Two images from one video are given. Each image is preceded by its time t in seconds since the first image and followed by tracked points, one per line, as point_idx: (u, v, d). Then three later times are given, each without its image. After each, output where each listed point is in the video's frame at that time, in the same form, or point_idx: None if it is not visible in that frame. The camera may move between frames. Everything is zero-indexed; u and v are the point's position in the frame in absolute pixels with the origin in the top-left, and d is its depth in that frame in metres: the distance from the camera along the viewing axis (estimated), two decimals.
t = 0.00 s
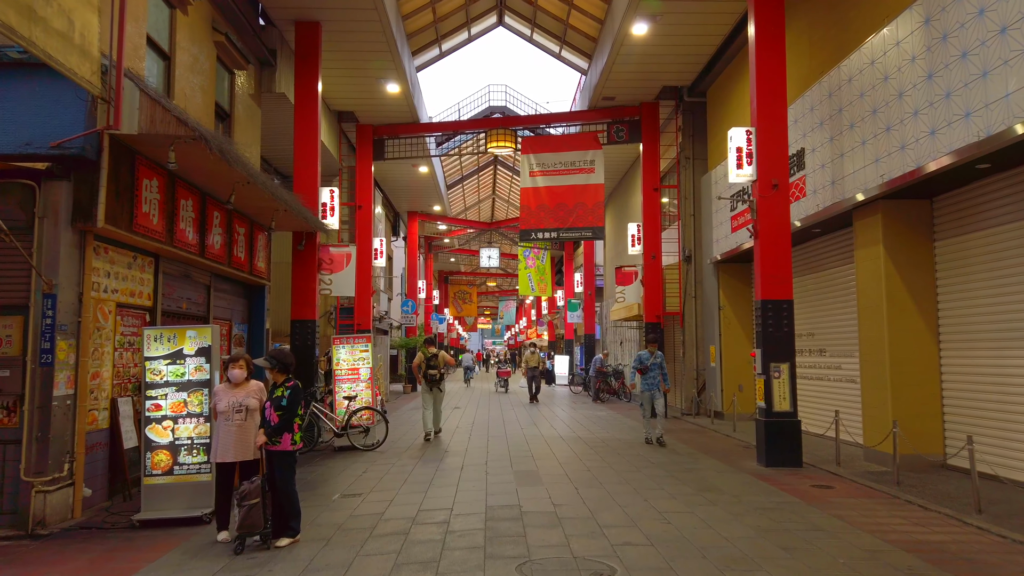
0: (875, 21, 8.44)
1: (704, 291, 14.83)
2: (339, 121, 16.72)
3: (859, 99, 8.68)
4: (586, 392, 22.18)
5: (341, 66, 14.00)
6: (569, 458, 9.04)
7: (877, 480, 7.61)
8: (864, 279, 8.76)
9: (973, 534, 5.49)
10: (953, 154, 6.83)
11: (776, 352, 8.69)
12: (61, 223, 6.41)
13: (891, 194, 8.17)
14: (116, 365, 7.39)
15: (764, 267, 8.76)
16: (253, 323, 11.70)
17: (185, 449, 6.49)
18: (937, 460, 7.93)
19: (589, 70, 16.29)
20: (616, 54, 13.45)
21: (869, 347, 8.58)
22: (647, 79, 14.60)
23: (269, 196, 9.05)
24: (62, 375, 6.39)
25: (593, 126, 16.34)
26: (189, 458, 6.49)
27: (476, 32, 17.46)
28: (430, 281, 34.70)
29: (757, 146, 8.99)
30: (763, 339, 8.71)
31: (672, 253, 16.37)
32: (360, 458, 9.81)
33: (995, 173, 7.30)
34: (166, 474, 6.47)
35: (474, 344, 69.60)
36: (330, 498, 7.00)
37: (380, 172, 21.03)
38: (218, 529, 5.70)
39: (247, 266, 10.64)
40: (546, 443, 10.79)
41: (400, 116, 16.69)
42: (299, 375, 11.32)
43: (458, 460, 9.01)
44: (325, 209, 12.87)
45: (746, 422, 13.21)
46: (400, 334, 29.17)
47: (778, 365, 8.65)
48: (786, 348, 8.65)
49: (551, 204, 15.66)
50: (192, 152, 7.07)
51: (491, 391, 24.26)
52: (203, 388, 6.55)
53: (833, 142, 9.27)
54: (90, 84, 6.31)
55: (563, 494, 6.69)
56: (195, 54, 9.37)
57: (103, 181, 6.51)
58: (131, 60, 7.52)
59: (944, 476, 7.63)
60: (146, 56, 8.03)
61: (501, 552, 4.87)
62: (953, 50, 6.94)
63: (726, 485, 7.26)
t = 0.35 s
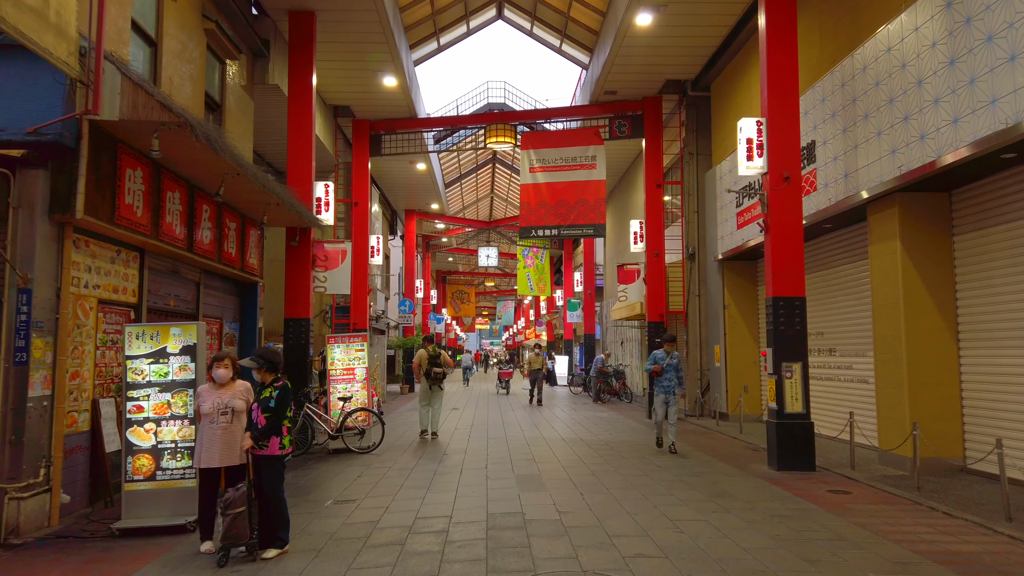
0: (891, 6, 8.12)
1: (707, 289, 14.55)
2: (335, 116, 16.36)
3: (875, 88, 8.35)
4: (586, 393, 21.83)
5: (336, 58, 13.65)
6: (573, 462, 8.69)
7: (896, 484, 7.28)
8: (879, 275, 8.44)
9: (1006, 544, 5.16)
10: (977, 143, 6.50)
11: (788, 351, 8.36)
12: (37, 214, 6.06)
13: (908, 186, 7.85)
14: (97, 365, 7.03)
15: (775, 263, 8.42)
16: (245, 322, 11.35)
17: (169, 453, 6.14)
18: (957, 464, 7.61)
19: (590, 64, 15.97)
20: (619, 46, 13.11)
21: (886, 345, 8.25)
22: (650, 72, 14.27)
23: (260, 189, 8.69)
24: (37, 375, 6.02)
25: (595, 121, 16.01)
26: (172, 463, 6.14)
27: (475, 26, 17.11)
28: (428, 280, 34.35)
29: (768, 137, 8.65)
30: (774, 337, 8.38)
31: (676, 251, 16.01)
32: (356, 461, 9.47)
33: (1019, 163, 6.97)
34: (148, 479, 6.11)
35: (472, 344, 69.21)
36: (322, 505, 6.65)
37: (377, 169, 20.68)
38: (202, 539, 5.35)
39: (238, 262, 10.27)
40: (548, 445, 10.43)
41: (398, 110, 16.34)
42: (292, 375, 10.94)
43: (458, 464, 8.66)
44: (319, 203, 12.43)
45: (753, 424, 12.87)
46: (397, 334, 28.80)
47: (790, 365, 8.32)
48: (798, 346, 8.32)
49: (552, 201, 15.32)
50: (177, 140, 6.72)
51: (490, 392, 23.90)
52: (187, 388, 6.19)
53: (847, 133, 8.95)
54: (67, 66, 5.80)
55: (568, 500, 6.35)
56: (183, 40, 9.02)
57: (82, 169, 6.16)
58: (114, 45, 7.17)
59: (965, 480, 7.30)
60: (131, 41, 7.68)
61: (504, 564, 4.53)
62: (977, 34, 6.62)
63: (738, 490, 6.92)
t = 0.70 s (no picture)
0: None
1: (712, 288, 14.17)
2: (331, 111, 15.99)
3: (892, 78, 8.01)
4: (586, 393, 21.50)
5: (331, 51, 13.28)
6: (577, 467, 8.33)
7: (918, 492, 6.93)
8: (895, 272, 8.09)
9: None
10: (1004, 133, 6.16)
11: (802, 352, 8.01)
12: (9, 208, 5.67)
13: (928, 179, 7.50)
14: (75, 368, 6.63)
15: (788, 260, 8.07)
16: (236, 322, 10.97)
17: (150, 462, 5.76)
18: (980, 470, 7.27)
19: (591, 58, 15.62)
20: (622, 38, 12.76)
21: (904, 345, 7.90)
22: (653, 66, 13.93)
23: (250, 182, 8.32)
24: (8, 379, 5.63)
25: (596, 116, 15.66)
26: (154, 473, 5.76)
27: (473, 20, 16.76)
28: (426, 279, 33.95)
29: (779, 129, 8.30)
30: (787, 337, 8.02)
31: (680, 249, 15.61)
32: (351, 466, 9.12)
33: None
34: (127, 490, 5.73)
35: (469, 345, 68.79)
36: (313, 516, 6.26)
37: (374, 166, 20.30)
38: (183, 555, 4.97)
39: (228, 260, 9.89)
40: (550, 449, 10.07)
41: (394, 105, 15.97)
42: (285, 378, 10.57)
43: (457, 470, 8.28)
44: (311, 198, 11.93)
45: (759, 426, 12.54)
46: (394, 334, 28.41)
47: (804, 366, 7.96)
48: (813, 347, 7.96)
49: (552, 197, 14.95)
50: (159, 129, 6.35)
51: (488, 392, 23.54)
52: (169, 392, 5.81)
53: (861, 125, 8.61)
54: (41, 48, 5.69)
55: (575, 510, 5.99)
56: (170, 28, 8.64)
57: (57, 160, 5.77)
58: (94, 30, 6.80)
59: (990, 487, 6.96)
60: (113, 27, 7.29)
61: None
62: (1005, 18, 6.28)
63: (752, 498, 6.57)
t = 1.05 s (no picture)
0: None
1: (723, 285, 13.82)
2: (331, 104, 15.62)
3: (920, 64, 7.64)
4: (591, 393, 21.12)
5: (332, 41, 12.92)
6: (589, 471, 7.94)
7: (952, 498, 6.56)
8: (924, 266, 7.73)
9: None
10: None
11: (826, 350, 7.63)
12: None
13: (960, 169, 7.13)
14: (62, 366, 6.26)
15: (811, 254, 7.69)
16: (234, 319, 10.61)
17: (139, 466, 5.40)
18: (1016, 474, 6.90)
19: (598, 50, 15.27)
20: (631, 28, 12.40)
21: (933, 343, 7.52)
22: (663, 58, 13.57)
23: (247, 172, 7.96)
24: None
25: (603, 109, 15.29)
26: (143, 478, 5.40)
27: (477, 11, 16.39)
28: (427, 278, 33.55)
29: (802, 117, 7.92)
30: (811, 335, 7.65)
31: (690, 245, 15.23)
32: (353, 469, 8.76)
33: None
34: (115, 496, 5.37)
35: (471, 345, 68.38)
36: (313, 524, 5.90)
37: (375, 161, 19.93)
38: (173, 569, 4.60)
39: (226, 254, 9.53)
40: (559, 452, 9.69)
41: (397, 98, 15.61)
42: (285, 377, 10.20)
43: (464, 474, 7.92)
44: (311, 191, 11.60)
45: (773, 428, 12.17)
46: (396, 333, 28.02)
47: (829, 366, 7.59)
48: (837, 345, 7.59)
49: (559, 192, 14.57)
50: (149, 112, 5.99)
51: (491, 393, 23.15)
52: (159, 392, 5.44)
53: (887, 114, 8.24)
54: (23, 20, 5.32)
55: (593, 519, 5.62)
56: (163, 11, 8.27)
57: (41, 144, 5.41)
58: (82, 9, 6.44)
59: None
60: (102, 7, 6.93)
61: None
62: None
63: (779, 506, 6.20)
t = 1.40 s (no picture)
0: None
1: (731, 279, 13.44)
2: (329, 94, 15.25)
3: (945, 44, 7.24)
4: (594, 390, 20.78)
5: (330, 28, 12.54)
6: (596, 472, 7.59)
7: (980, 501, 6.22)
8: (947, 258, 7.37)
9: None
10: None
11: (844, 346, 7.27)
12: None
13: (986, 155, 6.75)
14: (41, 362, 5.92)
15: (829, 244, 7.33)
16: (228, 314, 10.26)
17: (118, 469, 5.06)
18: None
19: (603, 39, 14.88)
20: (638, 14, 12.01)
21: (959, 338, 7.17)
22: (669, 45, 13.18)
23: (238, 158, 7.59)
24: None
25: (608, 99, 14.90)
26: (122, 481, 5.06)
27: None
28: (428, 273, 33.22)
29: (819, 101, 7.55)
30: (829, 330, 7.29)
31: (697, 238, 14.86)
32: (350, 468, 8.43)
33: None
34: (93, 501, 5.04)
35: (471, 340, 68.09)
36: (306, 529, 5.56)
37: (375, 153, 19.56)
38: None
39: (217, 245, 9.17)
40: (564, 451, 9.34)
41: (397, 88, 15.24)
42: (279, 373, 9.85)
43: (466, 474, 7.59)
44: (307, 180, 11.22)
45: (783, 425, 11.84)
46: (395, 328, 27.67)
47: (848, 362, 7.24)
48: (856, 340, 7.24)
49: (562, 183, 14.20)
50: (130, 92, 5.64)
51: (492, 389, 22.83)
52: (139, 390, 5.09)
53: (908, 98, 7.85)
54: None
55: (603, 525, 5.28)
56: None
57: (13, 124, 5.06)
58: None
59: None
60: None
61: None
62: None
63: (799, 510, 5.87)
